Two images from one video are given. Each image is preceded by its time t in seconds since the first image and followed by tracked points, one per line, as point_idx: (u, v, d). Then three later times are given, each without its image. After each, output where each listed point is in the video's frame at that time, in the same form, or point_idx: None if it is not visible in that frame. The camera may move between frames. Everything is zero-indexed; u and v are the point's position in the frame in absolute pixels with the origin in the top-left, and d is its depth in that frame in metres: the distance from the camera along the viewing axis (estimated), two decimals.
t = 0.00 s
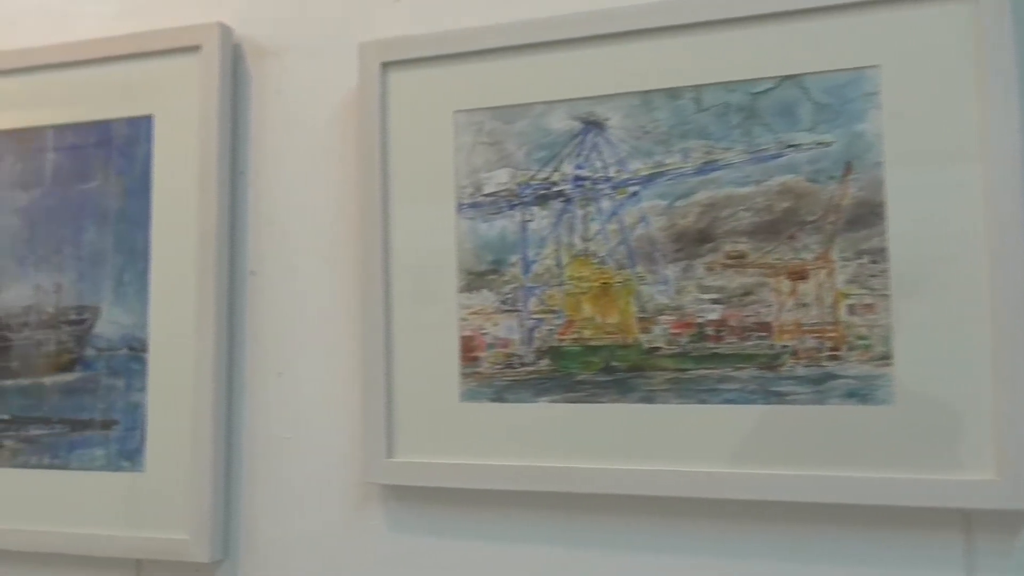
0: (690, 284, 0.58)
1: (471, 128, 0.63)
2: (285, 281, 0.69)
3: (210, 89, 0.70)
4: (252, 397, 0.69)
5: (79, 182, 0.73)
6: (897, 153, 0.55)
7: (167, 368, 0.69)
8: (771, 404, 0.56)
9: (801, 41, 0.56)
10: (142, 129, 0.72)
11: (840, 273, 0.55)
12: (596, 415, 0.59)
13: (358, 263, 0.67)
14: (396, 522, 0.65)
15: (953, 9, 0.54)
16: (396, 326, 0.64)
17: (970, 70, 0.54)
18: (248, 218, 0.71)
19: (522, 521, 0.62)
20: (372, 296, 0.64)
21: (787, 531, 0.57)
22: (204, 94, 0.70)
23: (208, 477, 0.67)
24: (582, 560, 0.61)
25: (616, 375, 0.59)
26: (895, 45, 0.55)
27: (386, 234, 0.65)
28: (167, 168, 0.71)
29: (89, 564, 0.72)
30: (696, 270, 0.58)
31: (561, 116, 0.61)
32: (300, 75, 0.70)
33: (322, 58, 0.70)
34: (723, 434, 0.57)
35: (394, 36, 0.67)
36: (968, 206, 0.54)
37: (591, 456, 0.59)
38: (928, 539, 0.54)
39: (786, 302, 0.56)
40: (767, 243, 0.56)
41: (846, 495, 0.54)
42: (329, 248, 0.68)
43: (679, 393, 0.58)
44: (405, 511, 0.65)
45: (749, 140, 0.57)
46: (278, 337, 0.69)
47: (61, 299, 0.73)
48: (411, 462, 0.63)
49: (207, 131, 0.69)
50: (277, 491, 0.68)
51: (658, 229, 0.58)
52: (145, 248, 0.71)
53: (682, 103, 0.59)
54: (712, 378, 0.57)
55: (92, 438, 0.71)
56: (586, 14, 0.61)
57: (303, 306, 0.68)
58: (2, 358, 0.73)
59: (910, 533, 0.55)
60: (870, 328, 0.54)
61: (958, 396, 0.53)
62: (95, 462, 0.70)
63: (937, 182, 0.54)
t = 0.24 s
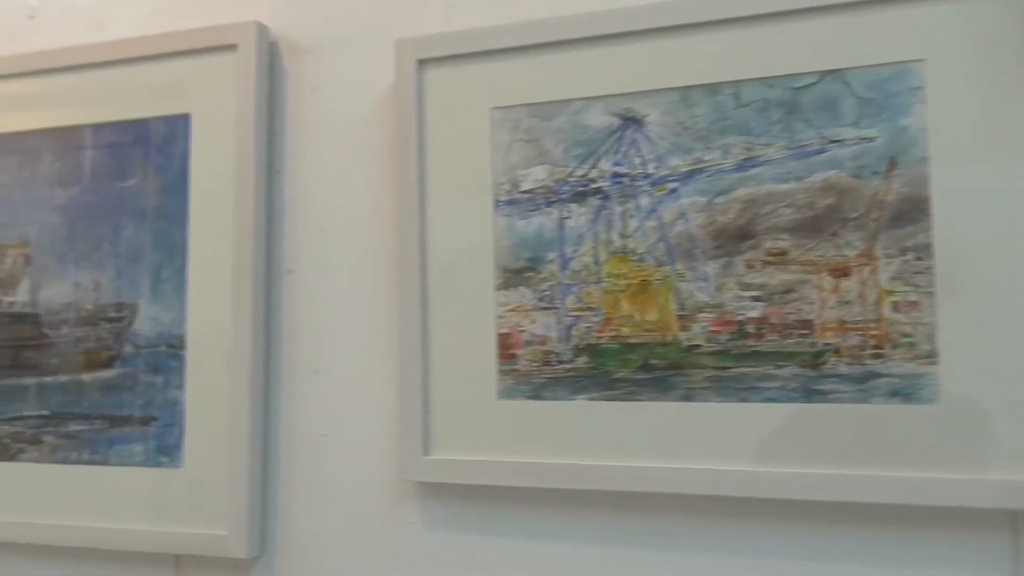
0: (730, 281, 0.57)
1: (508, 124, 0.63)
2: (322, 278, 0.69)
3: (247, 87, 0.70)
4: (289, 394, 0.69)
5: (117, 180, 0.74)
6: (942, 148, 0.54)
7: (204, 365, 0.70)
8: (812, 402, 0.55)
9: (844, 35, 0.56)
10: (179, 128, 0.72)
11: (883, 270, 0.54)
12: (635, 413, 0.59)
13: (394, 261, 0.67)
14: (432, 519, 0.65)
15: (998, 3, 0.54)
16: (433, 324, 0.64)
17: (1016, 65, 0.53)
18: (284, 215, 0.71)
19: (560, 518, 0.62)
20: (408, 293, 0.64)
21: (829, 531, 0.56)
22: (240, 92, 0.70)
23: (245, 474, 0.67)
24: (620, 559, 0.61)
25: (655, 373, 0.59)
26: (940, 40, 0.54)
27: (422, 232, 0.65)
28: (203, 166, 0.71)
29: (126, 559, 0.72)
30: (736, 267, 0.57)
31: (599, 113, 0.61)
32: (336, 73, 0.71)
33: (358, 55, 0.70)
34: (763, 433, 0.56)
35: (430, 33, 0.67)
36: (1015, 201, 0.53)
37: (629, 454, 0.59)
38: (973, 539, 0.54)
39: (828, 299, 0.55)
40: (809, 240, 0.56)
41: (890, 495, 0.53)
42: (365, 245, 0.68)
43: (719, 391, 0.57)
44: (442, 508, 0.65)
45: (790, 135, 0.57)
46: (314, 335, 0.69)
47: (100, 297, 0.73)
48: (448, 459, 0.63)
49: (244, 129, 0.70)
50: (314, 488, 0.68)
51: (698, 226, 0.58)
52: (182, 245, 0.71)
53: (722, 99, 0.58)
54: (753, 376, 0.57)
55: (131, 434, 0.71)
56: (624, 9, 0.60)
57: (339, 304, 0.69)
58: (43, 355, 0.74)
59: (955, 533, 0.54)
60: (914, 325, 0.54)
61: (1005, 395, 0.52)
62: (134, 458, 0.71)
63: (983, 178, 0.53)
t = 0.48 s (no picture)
0: (769, 278, 0.57)
1: (544, 121, 0.63)
2: (358, 276, 0.70)
3: (282, 86, 0.70)
4: (325, 391, 0.70)
5: (155, 179, 0.74)
6: (986, 142, 0.53)
7: (242, 362, 0.70)
8: (853, 400, 0.55)
9: (886, 29, 0.55)
10: (215, 127, 0.73)
11: (927, 266, 0.54)
12: (672, 411, 0.59)
13: (430, 258, 0.67)
14: (469, 517, 0.65)
15: None
16: (469, 321, 0.64)
17: None
18: (320, 214, 0.71)
19: (598, 516, 0.62)
20: (445, 290, 0.65)
21: (870, 530, 0.56)
22: (276, 90, 0.70)
23: (282, 471, 0.67)
24: (658, 558, 0.60)
25: (693, 371, 0.58)
26: (984, 33, 0.54)
27: (458, 229, 0.65)
28: (240, 164, 0.72)
29: (165, 555, 0.73)
30: (776, 264, 0.57)
31: (636, 109, 0.61)
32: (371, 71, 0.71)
33: (394, 53, 0.70)
34: (804, 431, 0.56)
35: (465, 31, 0.67)
36: None
37: (667, 452, 0.59)
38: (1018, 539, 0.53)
39: (869, 296, 0.55)
40: (850, 236, 0.55)
41: (935, 493, 0.52)
42: (401, 243, 0.69)
43: (758, 388, 0.57)
44: (479, 505, 0.65)
45: (830, 131, 0.56)
46: (350, 332, 0.69)
47: (138, 294, 0.74)
48: (484, 456, 0.63)
49: (280, 127, 0.70)
50: (350, 485, 0.68)
51: (737, 222, 0.58)
52: (219, 244, 0.72)
53: (761, 94, 0.58)
54: (793, 374, 0.56)
55: (169, 430, 0.72)
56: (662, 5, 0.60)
57: (375, 301, 0.69)
58: (82, 352, 0.75)
59: (1000, 533, 0.53)
60: (959, 322, 0.53)
61: None
62: (173, 455, 0.72)
63: None
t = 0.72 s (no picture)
0: (807, 277, 0.56)
1: (579, 119, 0.63)
2: (392, 274, 0.70)
3: (317, 84, 0.70)
4: (359, 389, 0.70)
5: (190, 178, 0.75)
6: None
7: (276, 360, 0.71)
8: (893, 400, 0.54)
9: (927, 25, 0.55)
10: (250, 125, 0.73)
11: (969, 264, 0.53)
12: (709, 409, 0.58)
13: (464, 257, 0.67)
14: (503, 515, 0.65)
15: None
16: (503, 319, 0.64)
17: None
18: (354, 212, 0.72)
19: (632, 515, 0.62)
20: (479, 288, 0.65)
21: (909, 531, 0.55)
22: (310, 89, 0.71)
23: (317, 468, 0.68)
24: (693, 557, 0.60)
25: (729, 369, 0.58)
26: None
27: (493, 227, 0.65)
28: (274, 163, 0.72)
29: (199, 551, 0.73)
30: (814, 262, 0.56)
31: (672, 106, 0.60)
32: (405, 69, 0.71)
33: (428, 52, 0.70)
34: (842, 431, 0.55)
35: (500, 29, 0.67)
36: None
37: (702, 451, 0.58)
38: None
39: (910, 294, 0.54)
40: (890, 234, 0.55)
41: (978, 494, 0.51)
42: (435, 241, 0.69)
43: (795, 388, 0.56)
44: (513, 503, 0.65)
45: (870, 128, 0.56)
46: (384, 330, 0.70)
47: (174, 292, 0.75)
48: (518, 454, 0.63)
49: (314, 126, 0.70)
50: (384, 482, 0.69)
51: (774, 220, 0.57)
52: (254, 242, 0.72)
53: (799, 91, 0.57)
54: (831, 373, 0.56)
55: (205, 427, 0.72)
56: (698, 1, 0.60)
57: (409, 299, 0.69)
58: (119, 349, 0.76)
59: None
60: (1002, 322, 0.52)
61: None
62: (208, 451, 0.72)
63: None
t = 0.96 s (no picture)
0: (846, 273, 0.56)
1: (615, 116, 0.63)
2: (426, 273, 0.70)
3: (351, 83, 0.71)
4: (394, 387, 0.70)
5: (225, 177, 0.75)
6: None
7: (312, 357, 0.71)
8: (935, 398, 0.54)
9: (969, 19, 0.54)
10: (284, 125, 0.74)
11: (1013, 261, 0.52)
12: (746, 407, 0.58)
13: (499, 255, 0.68)
14: (538, 513, 0.65)
15: None
16: (538, 317, 0.64)
17: None
18: (387, 210, 0.72)
19: (668, 514, 0.61)
20: (514, 285, 0.65)
21: (950, 531, 0.55)
22: (345, 88, 0.71)
23: (352, 466, 0.68)
24: (729, 556, 0.60)
25: (767, 367, 0.58)
26: None
27: (528, 225, 0.65)
28: (309, 162, 0.73)
29: (235, 547, 0.74)
30: (853, 259, 0.56)
31: (709, 103, 0.60)
32: (439, 68, 0.71)
33: (461, 49, 0.70)
34: (883, 429, 0.55)
35: (534, 27, 0.67)
36: None
37: (740, 450, 0.58)
38: None
39: (951, 291, 0.54)
40: (931, 230, 0.54)
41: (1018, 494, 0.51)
42: (469, 240, 0.69)
43: (835, 386, 0.56)
44: (548, 500, 0.65)
45: (910, 123, 0.55)
46: (419, 328, 0.70)
47: (209, 291, 0.75)
48: (554, 452, 0.63)
49: (348, 125, 0.71)
50: (418, 480, 0.69)
51: (813, 216, 0.57)
52: (288, 241, 0.73)
53: (838, 86, 0.57)
54: (871, 370, 0.55)
55: (241, 425, 0.73)
56: None
57: (443, 297, 0.69)
58: (155, 347, 0.77)
59: None
60: None
61: None
62: (244, 449, 0.73)
63: None
